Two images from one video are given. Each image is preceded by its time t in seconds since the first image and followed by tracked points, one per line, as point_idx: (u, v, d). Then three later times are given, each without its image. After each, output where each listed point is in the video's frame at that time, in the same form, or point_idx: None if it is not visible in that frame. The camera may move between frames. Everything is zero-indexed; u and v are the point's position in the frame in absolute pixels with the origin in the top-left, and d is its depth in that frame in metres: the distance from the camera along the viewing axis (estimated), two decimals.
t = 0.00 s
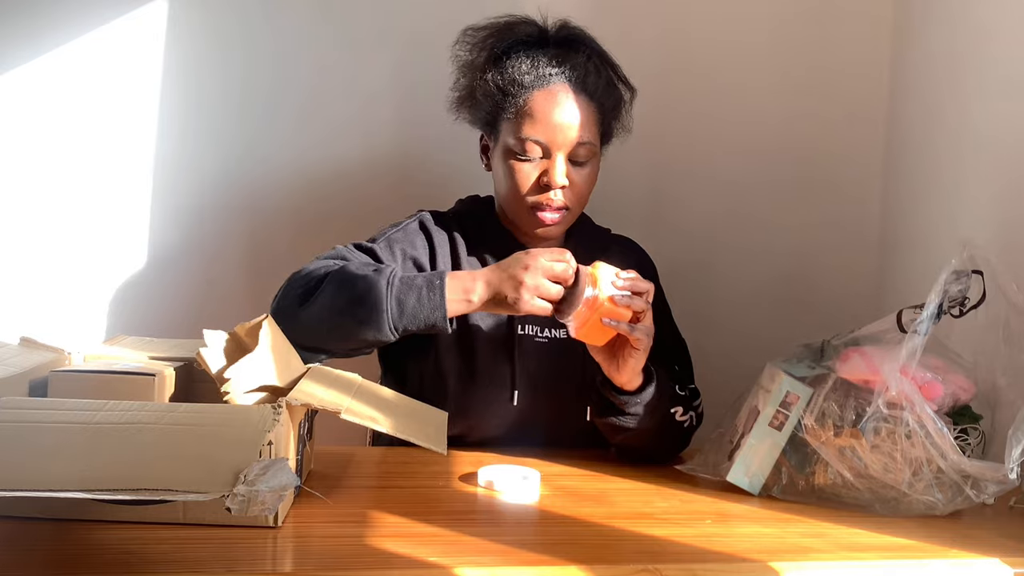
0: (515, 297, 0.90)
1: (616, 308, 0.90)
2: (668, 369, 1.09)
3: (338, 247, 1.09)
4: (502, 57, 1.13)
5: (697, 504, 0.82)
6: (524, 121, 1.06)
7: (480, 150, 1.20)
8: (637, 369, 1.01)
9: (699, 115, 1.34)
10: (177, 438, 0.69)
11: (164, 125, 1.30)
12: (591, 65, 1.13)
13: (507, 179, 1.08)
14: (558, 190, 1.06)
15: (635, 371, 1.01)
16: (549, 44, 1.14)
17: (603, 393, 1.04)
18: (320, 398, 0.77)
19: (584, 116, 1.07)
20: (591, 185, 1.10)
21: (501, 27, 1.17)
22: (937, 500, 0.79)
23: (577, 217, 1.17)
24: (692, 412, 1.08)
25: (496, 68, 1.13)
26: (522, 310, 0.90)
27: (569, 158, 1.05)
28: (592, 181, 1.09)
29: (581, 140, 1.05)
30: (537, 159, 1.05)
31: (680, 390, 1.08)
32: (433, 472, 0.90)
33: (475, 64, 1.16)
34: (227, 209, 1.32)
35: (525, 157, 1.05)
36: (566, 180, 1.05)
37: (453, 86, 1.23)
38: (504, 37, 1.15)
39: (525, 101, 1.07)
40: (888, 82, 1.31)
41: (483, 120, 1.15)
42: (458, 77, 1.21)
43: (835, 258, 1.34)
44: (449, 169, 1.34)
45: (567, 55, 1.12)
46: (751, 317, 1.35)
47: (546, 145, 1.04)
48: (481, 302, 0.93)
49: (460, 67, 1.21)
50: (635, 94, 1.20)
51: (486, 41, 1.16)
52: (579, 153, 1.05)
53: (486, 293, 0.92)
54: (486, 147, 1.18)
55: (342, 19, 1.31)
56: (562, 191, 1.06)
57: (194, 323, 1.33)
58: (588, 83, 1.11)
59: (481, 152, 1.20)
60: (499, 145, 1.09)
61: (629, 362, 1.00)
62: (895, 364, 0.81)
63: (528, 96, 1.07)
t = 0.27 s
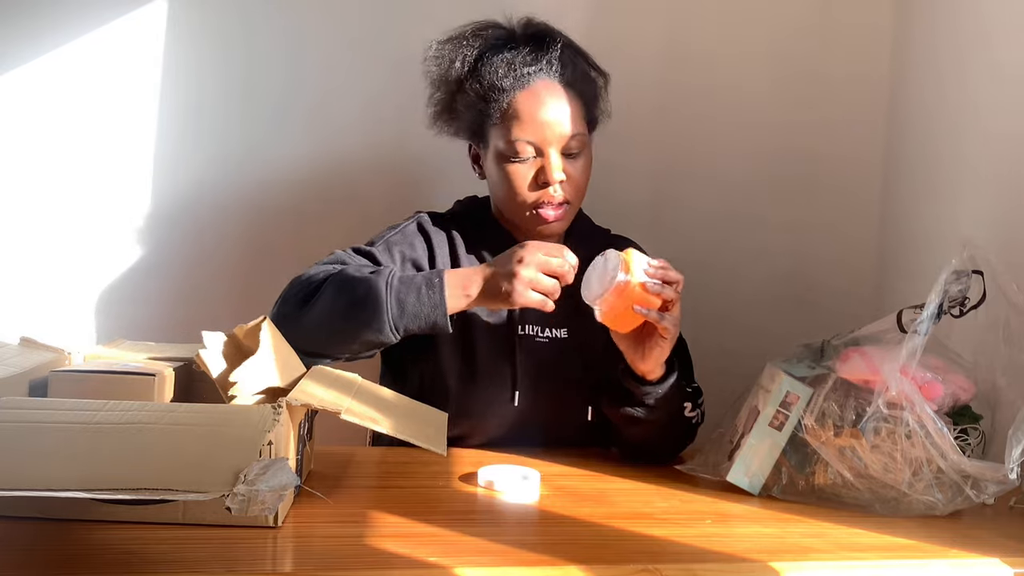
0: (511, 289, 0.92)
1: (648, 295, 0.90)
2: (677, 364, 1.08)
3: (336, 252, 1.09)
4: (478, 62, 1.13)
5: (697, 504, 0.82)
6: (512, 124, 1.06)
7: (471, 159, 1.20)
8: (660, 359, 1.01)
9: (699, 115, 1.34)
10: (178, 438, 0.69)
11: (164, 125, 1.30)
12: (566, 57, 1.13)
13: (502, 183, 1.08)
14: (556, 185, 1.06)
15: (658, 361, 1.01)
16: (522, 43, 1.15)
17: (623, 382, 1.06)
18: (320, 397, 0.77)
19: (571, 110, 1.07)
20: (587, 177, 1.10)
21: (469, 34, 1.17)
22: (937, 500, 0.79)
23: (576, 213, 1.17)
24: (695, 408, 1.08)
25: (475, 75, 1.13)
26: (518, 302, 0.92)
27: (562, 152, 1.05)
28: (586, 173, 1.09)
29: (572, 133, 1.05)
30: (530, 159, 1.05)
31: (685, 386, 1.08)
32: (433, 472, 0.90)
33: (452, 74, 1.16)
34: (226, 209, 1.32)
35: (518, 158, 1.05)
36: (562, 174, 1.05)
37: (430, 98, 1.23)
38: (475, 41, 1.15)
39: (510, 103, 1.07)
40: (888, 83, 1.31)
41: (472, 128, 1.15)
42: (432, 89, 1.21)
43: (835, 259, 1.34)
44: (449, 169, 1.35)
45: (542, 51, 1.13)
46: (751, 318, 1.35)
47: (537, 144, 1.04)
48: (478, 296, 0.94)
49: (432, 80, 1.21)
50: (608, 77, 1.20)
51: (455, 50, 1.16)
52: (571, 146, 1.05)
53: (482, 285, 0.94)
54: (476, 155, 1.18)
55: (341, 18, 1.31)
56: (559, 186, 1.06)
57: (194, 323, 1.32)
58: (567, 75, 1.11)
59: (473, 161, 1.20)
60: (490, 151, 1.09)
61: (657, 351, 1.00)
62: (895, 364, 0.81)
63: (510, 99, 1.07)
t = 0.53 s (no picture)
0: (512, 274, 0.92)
1: (632, 296, 0.91)
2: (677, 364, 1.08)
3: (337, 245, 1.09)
4: (473, 64, 1.13)
5: (697, 504, 0.82)
6: (508, 125, 1.06)
7: (469, 160, 1.21)
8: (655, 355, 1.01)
9: (699, 115, 1.34)
10: (177, 438, 0.69)
11: (163, 125, 1.30)
12: (561, 56, 1.13)
13: (500, 184, 1.08)
14: (553, 185, 1.05)
15: (653, 357, 1.01)
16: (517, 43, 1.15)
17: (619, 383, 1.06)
18: (320, 397, 0.77)
19: (568, 110, 1.07)
20: (585, 175, 1.09)
21: (464, 35, 1.17)
22: (937, 500, 0.79)
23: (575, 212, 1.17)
24: (695, 407, 1.08)
25: (470, 77, 1.13)
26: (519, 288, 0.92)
27: (558, 152, 1.05)
28: (583, 172, 1.09)
29: (568, 133, 1.05)
30: (527, 159, 1.05)
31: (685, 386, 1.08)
32: (433, 472, 0.90)
33: (448, 75, 1.16)
34: (226, 209, 1.31)
35: (514, 159, 1.05)
36: (558, 174, 1.05)
37: (427, 99, 1.23)
38: (469, 42, 1.16)
39: (505, 104, 1.07)
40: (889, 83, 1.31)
41: (469, 129, 1.16)
42: (429, 91, 1.22)
43: (835, 259, 1.34)
44: (449, 169, 1.34)
45: (537, 51, 1.13)
46: (751, 317, 1.35)
47: (533, 144, 1.04)
48: (480, 281, 0.94)
49: (428, 82, 1.21)
50: (605, 75, 1.20)
51: (450, 52, 1.16)
52: (567, 145, 1.05)
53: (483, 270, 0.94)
54: (474, 156, 1.18)
55: (341, 18, 1.31)
56: (556, 185, 1.06)
57: (194, 324, 1.32)
58: (562, 74, 1.11)
59: (472, 163, 1.20)
60: (488, 152, 1.09)
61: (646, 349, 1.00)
62: (895, 364, 0.81)
63: (506, 100, 1.07)
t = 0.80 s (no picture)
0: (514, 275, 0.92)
1: (632, 294, 0.91)
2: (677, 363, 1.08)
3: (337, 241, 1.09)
4: (473, 64, 1.13)
5: (697, 504, 0.82)
6: (508, 126, 1.06)
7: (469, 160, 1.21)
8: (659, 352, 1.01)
9: (699, 115, 1.34)
10: (177, 438, 0.69)
11: (163, 125, 1.30)
12: (561, 56, 1.13)
13: (499, 184, 1.08)
14: (552, 185, 1.05)
15: (654, 354, 1.01)
16: (516, 43, 1.15)
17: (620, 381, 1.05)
18: (320, 397, 0.77)
19: (568, 111, 1.07)
20: (584, 176, 1.09)
21: (464, 35, 1.17)
22: (937, 500, 0.79)
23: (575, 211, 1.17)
24: (696, 407, 1.08)
25: (470, 77, 1.13)
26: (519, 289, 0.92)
27: (558, 153, 1.05)
28: (583, 173, 1.09)
29: (568, 134, 1.05)
30: (527, 159, 1.05)
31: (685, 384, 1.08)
32: (433, 472, 0.90)
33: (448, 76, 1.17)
34: (226, 209, 1.31)
35: (514, 159, 1.05)
36: (557, 175, 1.05)
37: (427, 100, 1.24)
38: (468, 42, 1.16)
39: (505, 104, 1.07)
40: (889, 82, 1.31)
41: (469, 129, 1.16)
42: (430, 91, 1.22)
43: (835, 259, 1.34)
44: (448, 169, 1.34)
45: (537, 51, 1.13)
46: (751, 317, 1.35)
47: (533, 145, 1.04)
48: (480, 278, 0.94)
49: (428, 82, 1.22)
50: (605, 75, 1.20)
51: (450, 53, 1.17)
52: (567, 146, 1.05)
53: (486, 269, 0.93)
54: (474, 156, 1.18)
55: (341, 18, 1.31)
56: (555, 186, 1.06)
57: (193, 323, 1.32)
58: (562, 74, 1.11)
59: (472, 163, 1.20)
60: (488, 153, 1.09)
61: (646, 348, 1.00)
62: (895, 364, 0.81)
63: (506, 100, 1.07)
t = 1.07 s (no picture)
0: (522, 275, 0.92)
1: (630, 292, 0.91)
2: (677, 363, 1.08)
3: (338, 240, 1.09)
4: (472, 64, 1.13)
5: (697, 504, 0.82)
6: (509, 125, 1.06)
7: (469, 160, 1.21)
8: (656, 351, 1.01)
9: (699, 115, 1.34)
10: (177, 437, 0.69)
11: (164, 124, 1.30)
12: (560, 56, 1.13)
13: (499, 184, 1.08)
14: (553, 185, 1.05)
15: (652, 353, 1.01)
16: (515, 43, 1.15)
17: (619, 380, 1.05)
18: (320, 397, 0.77)
19: (568, 110, 1.07)
20: (584, 175, 1.09)
21: (464, 35, 1.17)
22: (937, 500, 0.79)
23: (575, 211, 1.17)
24: (696, 406, 1.08)
25: (470, 77, 1.13)
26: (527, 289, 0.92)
27: (558, 153, 1.05)
28: (583, 172, 1.09)
29: (568, 133, 1.05)
30: (527, 159, 1.05)
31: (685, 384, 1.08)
32: (433, 472, 0.90)
33: (447, 75, 1.16)
34: (226, 209, 1.32)
35: (515, 159, 1.05)
36: (558, 175, 1.05)
37: (426, 100, 1.24)
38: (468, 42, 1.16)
39: (506, 104, 1.07)
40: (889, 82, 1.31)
41: (469, 130, 1.16)
42: (428, 91, 1.22)
43: (835, 258, 1.34)
44: (449, 169, 1.34)
45: (536, 51, 1.13)
46: (751, 317, 1.35)
47: (533, 144, 1.04)
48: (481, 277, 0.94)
49: (427, 82, 1.22)
50: (604, 74, 1.20)
51: (449, 53, 1.17)
52: (568, 146, 1.05)
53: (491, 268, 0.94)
54: (474, 156, 1.18)
55: (340, 18, 1.31)
56: (556, 186, 1.06)
57: (193, 323, 1.32)
58: (562, 74, 1.11)
59: (472, 163, 1.20)
60: (488, 153, 1.09)
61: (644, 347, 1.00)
62: (895, 364, 0.81)
63: (506, 100, 1.07)
